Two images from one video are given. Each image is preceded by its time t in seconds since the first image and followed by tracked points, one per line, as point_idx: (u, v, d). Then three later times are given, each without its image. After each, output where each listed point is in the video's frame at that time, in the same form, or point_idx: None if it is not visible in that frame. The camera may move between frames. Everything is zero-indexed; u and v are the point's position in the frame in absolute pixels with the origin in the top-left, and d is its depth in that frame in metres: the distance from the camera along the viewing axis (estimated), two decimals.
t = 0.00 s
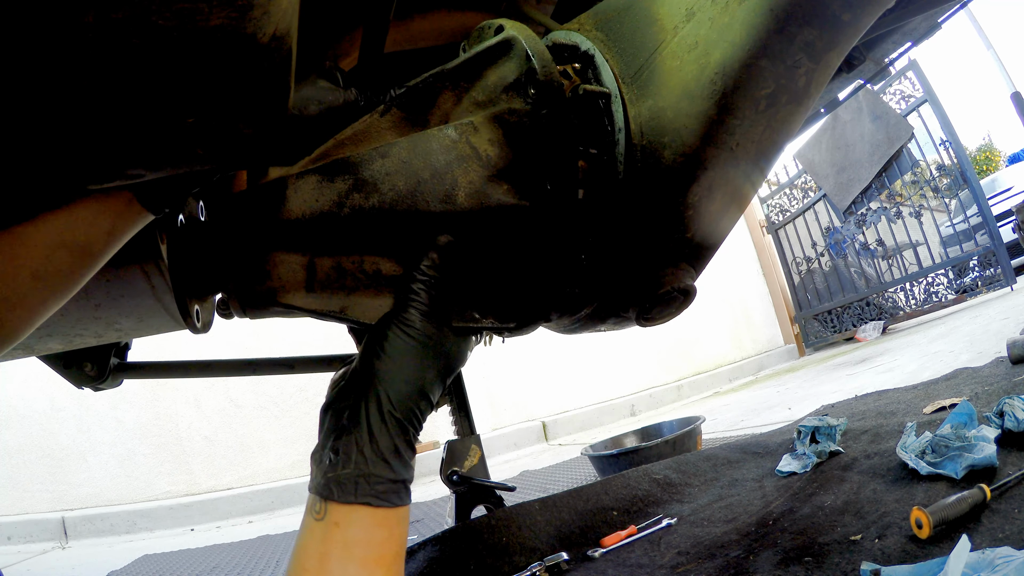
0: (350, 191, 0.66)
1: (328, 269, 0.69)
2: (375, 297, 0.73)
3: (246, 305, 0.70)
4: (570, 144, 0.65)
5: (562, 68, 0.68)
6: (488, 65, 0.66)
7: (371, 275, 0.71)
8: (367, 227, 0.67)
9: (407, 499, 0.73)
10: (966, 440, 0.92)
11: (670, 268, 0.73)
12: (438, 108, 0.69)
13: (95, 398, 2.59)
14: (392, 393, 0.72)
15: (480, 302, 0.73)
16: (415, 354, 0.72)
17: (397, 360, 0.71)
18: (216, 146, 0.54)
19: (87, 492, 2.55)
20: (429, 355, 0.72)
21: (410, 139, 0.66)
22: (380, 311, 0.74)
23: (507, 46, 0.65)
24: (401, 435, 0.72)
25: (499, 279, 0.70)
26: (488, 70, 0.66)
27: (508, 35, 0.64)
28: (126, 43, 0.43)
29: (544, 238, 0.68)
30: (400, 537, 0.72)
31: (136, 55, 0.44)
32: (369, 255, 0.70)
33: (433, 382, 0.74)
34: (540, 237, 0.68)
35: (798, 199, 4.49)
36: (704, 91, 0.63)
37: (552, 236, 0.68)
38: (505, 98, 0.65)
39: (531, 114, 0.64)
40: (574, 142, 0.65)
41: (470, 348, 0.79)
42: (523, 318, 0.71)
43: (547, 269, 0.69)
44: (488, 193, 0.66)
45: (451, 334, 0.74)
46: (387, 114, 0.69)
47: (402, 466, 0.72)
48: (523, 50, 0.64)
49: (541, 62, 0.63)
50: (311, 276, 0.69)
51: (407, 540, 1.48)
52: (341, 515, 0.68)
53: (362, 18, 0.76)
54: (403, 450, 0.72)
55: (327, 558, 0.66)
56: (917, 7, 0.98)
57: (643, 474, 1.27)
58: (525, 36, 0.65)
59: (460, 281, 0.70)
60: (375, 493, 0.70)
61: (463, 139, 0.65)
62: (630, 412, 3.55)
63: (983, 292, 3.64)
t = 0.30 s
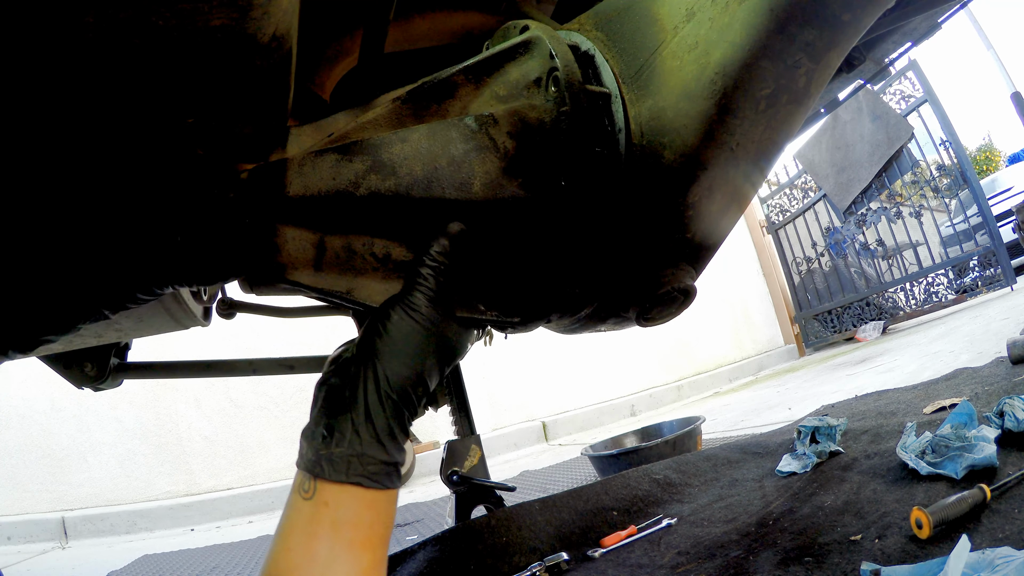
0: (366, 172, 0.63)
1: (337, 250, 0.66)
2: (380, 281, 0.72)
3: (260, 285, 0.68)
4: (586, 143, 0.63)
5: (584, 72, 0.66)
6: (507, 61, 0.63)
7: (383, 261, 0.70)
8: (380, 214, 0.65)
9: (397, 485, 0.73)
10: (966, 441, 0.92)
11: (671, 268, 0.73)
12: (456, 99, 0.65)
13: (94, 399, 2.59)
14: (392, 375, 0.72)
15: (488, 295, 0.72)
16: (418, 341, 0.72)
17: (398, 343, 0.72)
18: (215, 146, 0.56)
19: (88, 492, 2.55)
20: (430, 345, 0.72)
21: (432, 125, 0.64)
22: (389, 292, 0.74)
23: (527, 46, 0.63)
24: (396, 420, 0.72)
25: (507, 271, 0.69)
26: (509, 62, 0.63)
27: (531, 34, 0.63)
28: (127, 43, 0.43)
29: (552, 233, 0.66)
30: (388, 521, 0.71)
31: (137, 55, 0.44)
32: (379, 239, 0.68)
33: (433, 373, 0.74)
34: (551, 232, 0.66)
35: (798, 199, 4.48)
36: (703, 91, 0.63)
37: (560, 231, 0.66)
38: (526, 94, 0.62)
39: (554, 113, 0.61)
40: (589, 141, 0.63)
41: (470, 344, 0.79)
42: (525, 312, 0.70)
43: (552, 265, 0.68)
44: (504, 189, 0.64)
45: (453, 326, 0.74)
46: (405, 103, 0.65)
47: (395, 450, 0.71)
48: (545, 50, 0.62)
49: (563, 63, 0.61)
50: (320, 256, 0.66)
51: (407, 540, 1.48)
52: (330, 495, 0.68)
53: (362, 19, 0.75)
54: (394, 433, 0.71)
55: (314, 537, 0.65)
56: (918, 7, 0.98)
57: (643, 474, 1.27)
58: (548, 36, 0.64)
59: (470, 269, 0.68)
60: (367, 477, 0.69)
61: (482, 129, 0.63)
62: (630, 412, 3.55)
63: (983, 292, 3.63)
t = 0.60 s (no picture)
0: (367, 176, 0.64)
1: (339, 253, 0.67)
2: (382, 283, 0.72)
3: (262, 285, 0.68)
4: (588, 149, 0.63)
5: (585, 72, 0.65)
6: (510, 63, 0.63)
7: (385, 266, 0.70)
8: (380, 220, 0.66)
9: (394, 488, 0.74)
10: (966, 440, 0.92)
11: (672, 267, 0.73)
12: (458, 101, 0.65)
13: (94, 399, 2.59)
14: (391, 379, 0.72)
15: (487, 298, 0.72)
16: (417, 345, 0.72)
17: (398, 348, 0.72)
18: (217, 148, 0.53)
19: (88, 492, 2.55)
20: (428, 350, 0.72)
21: (433, 130, 0.64)
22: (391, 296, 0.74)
23: (531, 47, 0.63)
24: (396, 425, 0.72)
25: (506, 274, 0.69)
26: (512, 65, 0.63)
27: (535, 36, 0.63)
28: (126, 43, 0.43)
29: (552, 236, 0.66)
30: (384, 522, 0.72)
31: (136, 56, 0.44)
32: (380, 242, 0.68)
33: (433, 376, 0.74)
34: (551, 236, 0.66)
35: (798, 199, 4.48)
36: (704, 92, 0.63)
37: (560, 233, 0.66)
38: (529, 97, 0.62)
39: (555, 118, 0.61)
40: (592, 147, 0.63)
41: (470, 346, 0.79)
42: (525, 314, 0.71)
43: (553, 266, 0.68)
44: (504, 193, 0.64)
45: (452, 329, 0.74)
46: (405, 106, 0.66)
47: (393, 454, 0.72)
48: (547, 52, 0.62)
49: (565, 65, 0.61)
50: (321, 258, 0.67)
51: (407, 540, 1.48)
52: (328, 497, 0.68)
53: (362, 19, 0.75)
54: (391, 442, 0.71)
55: (310, 536, 0.66)
56: (917, 7, 0.98)
57: (644, 474, 1.27)
58: (552, 39, 0.63)
59: (470, 277, 0.69)
60: (365, 481, 0.69)
61: (484, 135, 0.63)
62: (630, 412, 3.55)
63: (983, 292, 3.63)
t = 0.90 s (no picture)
0: (367, 178, 0.64)
1: (339, 254, 0.67)
2: (381, 284, 0.72)
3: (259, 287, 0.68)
4: (587, 149, 0.63)
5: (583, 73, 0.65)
6: (509, 64, 0.64)
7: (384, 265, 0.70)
8: (378, 221, 0.66)
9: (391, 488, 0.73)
10: (966, 440, 0.92)
11: (670, 267, 0.74)
12: (457, 102, 0.65)
13: (94, 399, 2.59)
14: (390, 378, 0.71)
15: (487, 298, 0.71)
16: (415, 344, 0.71)
17: (397, 347, 0.71)
18: (216, 149, 0.52)
19: (88, 492, 2.55)
20: (428, 349, 0.71)
21: (432, 130, 0.64)
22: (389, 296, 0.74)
23: (530, 48, 0.63)
24: (394, 424, 0.71)
25: (506, 274, 0.69)
26: (511, 65, 0.64)
27: (532, 36, 0.63)
28: (125, 42, 0.43)
29: (551, 236, 0.67)
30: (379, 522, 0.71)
31: (136, 55, 0.44)
32: (379, 243, 0.68)
33: (431, 376, 0.74)
34: (551, 236, 0.67)
35: (798, 199, 4.49)
36: (704, 93, 0.63)
37: (560, 233, 0.67)
38: (527, 97, 0.62)
39: (554, 118, 0.62)
40: (590, 147, 0.63)
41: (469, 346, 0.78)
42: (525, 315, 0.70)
43: (554, 267, 0.68)
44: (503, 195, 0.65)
45: (451, 328, 0.73)
46: (405, 106, 0.65)
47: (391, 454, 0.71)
48: (546, 53, 0.62)
49: (565, 66, 0.61)
50: (321, 259, 0.67)
51: (407, 540, 1.48)
52: (325, 495, 0.68)
53: (363, 18, 0.74)
54: (389, 441, 0.71)
55: (306, 534, 0.66)
56: (918, 7, 0.98)
57: (644, 474, 1.27)
58: (550, 39, 0.63)
59: (470, 277, 0.69)
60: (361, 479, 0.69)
61: (483, 135, 0.63)
62: (629, 412, 3.55)
63: (983, 292, 3.63)
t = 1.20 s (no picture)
0: (366, 176, 0.63)
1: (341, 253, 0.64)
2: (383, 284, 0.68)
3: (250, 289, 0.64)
4: (587, 149, 0.64)
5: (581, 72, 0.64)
6: (509, 63, 0.64)
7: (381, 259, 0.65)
8: (380, 218, 0.63)
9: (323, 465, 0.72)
10: (966, 440, 0.92)
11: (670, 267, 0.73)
12: (456, 101, 0.65)
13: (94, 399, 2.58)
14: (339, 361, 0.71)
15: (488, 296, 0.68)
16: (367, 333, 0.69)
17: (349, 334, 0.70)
18: (215, 147, 0.55)
19: (88, 492, 2.55)
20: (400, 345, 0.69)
21: (432, 129, 0.64)
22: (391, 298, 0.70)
23: (530, 47, 0.64)
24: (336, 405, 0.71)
25: (507, 275, 0.68)
26: (511, 65, 0.64)
27: (533, 35, 0.63)
28: (125, 42, 0.43)
29: (550, 237, 0.66)
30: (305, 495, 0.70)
31: (136, 55, 0.44)
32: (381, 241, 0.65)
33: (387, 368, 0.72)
34: (550, 236, 0.66)
35: (798, 199, 4.49)
36: (704, 92, 0.63)
37: (559, 233, 0.66)
38: (528, 97, 0.63)
39: (554, 117, 0.62)
40: (589, 146, 0.64)
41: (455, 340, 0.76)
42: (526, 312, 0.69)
43: (553, 267, 0.68)
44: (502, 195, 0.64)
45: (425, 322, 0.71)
46: (405, 105, 0.65)
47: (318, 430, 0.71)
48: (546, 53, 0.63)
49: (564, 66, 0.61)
50: (321, 258, 0.63)
51: (407, 540, 1.48)
52: (254, 462, 0.67)
53: (363, 18, 0.74)
54: (313, 417, 0.71)
55: (228, 494, 0.65)
56: (917, 8, 0.98)
57: (644, 474, 1.27)
58: (550, 38, 0.64)
59: (473, 274, 0.67)
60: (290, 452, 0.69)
61: (483, 134, 0.63)
62: (629, 412, 3.55)
63: (983, 292, 3.63)
